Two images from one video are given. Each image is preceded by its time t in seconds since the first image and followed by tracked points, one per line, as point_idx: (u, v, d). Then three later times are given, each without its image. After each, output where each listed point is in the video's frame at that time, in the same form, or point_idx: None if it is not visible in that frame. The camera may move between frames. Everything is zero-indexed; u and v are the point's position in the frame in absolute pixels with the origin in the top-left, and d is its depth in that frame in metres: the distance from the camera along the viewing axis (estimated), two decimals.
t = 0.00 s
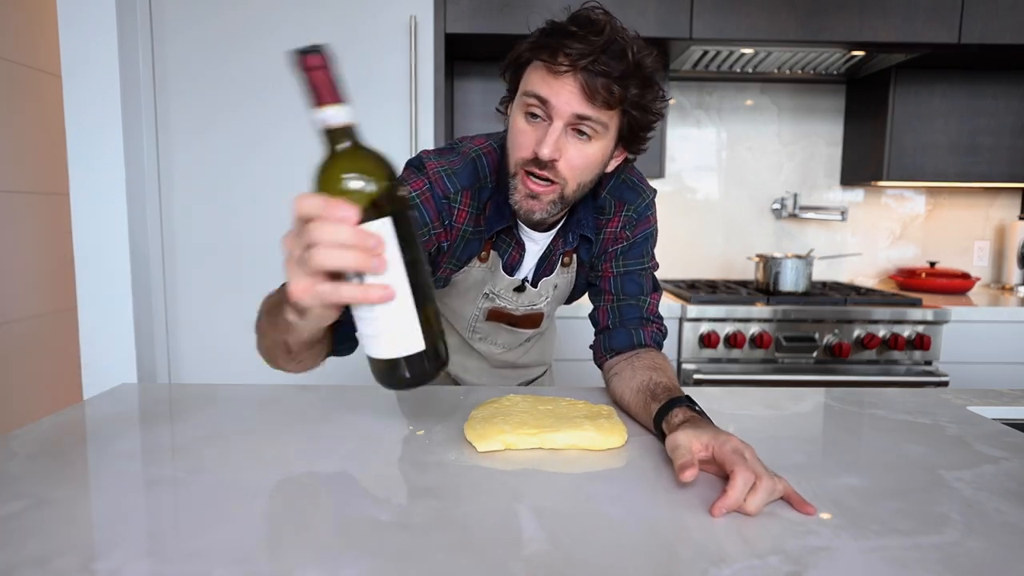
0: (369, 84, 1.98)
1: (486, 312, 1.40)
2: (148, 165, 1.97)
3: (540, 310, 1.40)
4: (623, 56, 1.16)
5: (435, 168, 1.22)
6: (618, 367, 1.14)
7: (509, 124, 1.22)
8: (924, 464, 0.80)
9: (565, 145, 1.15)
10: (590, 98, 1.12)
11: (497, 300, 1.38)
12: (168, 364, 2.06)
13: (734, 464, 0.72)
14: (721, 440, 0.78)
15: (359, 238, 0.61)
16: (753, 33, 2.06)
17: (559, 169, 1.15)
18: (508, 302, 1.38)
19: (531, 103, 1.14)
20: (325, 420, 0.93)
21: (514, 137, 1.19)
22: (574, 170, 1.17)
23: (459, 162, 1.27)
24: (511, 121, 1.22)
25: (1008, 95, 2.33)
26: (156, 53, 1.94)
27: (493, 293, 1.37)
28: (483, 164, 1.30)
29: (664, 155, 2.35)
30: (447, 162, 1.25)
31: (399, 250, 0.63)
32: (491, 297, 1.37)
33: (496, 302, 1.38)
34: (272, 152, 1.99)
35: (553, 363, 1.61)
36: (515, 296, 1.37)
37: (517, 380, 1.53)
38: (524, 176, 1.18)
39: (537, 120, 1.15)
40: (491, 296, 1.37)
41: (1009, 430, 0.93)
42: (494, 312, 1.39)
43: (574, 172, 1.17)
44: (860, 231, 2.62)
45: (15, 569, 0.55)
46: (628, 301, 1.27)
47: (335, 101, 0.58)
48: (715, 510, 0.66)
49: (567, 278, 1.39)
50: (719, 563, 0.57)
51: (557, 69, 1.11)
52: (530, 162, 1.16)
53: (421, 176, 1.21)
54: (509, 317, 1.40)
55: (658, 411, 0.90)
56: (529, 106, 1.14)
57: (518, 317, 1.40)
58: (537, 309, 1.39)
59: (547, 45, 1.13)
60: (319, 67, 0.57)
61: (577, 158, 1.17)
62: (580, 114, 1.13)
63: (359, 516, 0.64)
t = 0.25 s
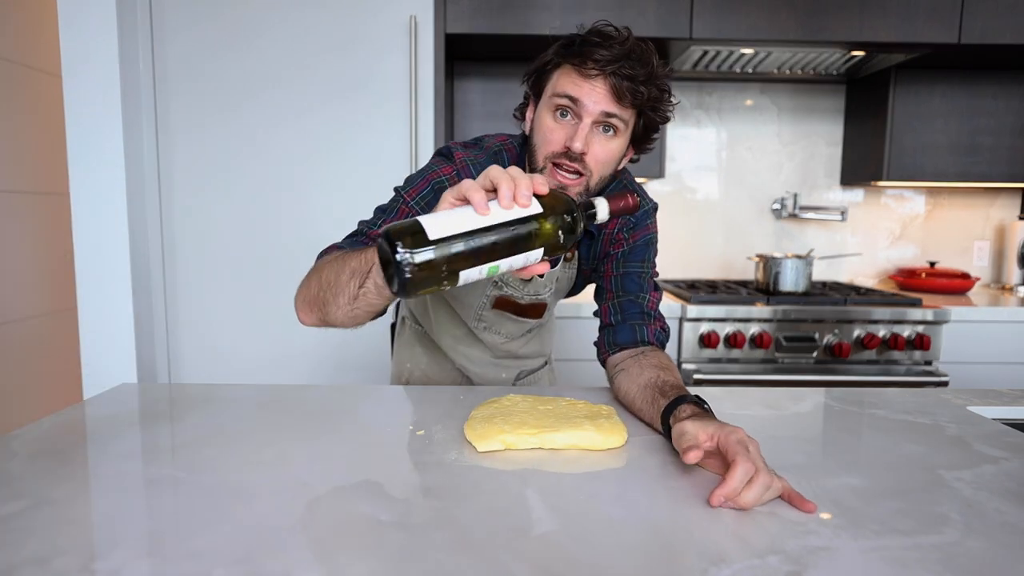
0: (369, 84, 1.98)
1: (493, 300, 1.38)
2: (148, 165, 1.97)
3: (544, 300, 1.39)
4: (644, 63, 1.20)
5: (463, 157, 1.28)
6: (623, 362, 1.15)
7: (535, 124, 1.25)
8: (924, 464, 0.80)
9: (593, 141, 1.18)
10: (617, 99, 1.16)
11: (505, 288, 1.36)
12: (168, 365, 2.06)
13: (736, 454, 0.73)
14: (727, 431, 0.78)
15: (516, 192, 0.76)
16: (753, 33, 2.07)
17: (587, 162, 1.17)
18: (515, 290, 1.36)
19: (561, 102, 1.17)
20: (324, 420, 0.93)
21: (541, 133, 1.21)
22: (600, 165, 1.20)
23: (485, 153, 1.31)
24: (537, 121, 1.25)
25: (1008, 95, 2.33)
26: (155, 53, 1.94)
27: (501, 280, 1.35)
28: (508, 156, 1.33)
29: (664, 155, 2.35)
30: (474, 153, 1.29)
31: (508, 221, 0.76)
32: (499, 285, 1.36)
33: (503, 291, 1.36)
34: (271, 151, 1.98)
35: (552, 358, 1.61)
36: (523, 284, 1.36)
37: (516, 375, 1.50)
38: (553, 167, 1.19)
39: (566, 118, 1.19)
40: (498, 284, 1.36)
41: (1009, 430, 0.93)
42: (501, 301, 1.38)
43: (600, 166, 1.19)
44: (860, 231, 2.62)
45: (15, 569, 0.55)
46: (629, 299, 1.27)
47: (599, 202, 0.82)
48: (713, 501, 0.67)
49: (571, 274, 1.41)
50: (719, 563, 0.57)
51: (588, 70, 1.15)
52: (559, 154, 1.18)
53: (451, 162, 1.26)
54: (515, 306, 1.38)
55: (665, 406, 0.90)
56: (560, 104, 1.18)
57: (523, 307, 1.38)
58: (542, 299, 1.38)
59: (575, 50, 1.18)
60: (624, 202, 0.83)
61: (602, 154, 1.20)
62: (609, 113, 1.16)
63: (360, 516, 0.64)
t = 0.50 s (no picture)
0: (369, 83, 1.98)
1: (490, 297, 1.38)
2: (148, 165, 1.97)
3: (540, 299, 1.39)
4: (647, 77, 1.21)
5: (474, 155, 1.28)
6: (620, 355, 1.16)
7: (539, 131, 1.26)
8: (924, 464, 0.80)
9: (593, 148, 1.18)
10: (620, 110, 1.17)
11: (502, 285, 1.36)
12: (168, 365, 2.06)
13: (737, 444, 0.75)
14: (724, 423, 0.81)
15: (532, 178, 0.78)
16: (753, 33, 2.06)
17: (587, 168, 1.18)
18: (512, 287, 1.36)
19: (565, 110, 1.18)
20: (324, 420, 0.93)
21: (544, 138, 1.22)
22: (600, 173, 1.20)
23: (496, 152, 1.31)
24: (541, 126, 1.25)
25: (1008, 95, 2.33)
26: (155, 52, 1.94)
27: (499, 277, 1.35)
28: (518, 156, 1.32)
29: (664, 155, 2.35)
30: (483, 151, 1.29)
31: (524, 201, 0.78)
32: (497, 282, 1.36)
33: (501, 288, 1.37)
34: (271, 151, 1.98)
35: (547, 359, 1.61)
36: (520, 282, 1.36)
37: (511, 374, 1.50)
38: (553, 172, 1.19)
39: (569, 125, 1.19)
40: (497, 280, 1.36)
41: (1009, 430, 0.93)
42: (498, 298, 1.38)
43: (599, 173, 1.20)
44: (860, 231, 2.62)
45: (15, 569, 0.55)
46: (623, 296, 1.27)
47: (600, 178, 0.83)
48: (728, 497, 0.69)
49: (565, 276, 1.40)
50: (719, 563, 0.57)
51: (592, 80, 1.16)
52: (559, 159, 1.18)
53: (463, 157, 1.27)
54: (512, 303, 1.38)
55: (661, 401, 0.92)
56: (563, 110, 1.18)
57: (519, 305, 1.38)
58: (537, 298, 1.38)
59: (580, 61, 1.19)
60: (624, 176, 0.84)
61: (602, 161, 1.20)
62: (611, 122, 1.17)
63: (360, 516, 0.64)
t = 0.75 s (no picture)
0: (369, 83, 1.98)
1: (487, 296, 1.38)
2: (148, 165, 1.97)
3: (537, 298, 1.39)
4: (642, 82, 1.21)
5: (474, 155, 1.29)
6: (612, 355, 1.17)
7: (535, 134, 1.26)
8: (924, 464, 0.80)
9: (589, 151, 1.19)
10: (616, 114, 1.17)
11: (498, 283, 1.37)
12: (168, 365, 2.06)
13: (726, 438, 0.78)
14: (711, 418, 0.83)
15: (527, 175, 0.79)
16: (753, 33, 2.07)
17: (583, 170, 1.18)
18: (508, 286, 1.37)
19: (562, 112, 1.18)
20: (324, 420, 0.93)
21: (540, 140, 1.22)
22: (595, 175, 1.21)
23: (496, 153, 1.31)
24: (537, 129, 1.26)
25: (1008, 95, 2.33)
26: (155, 53, 1.94)
27: (496, 275, 1.36)
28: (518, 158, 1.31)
29: (664, 155, 2.35)
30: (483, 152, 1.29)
31: (518, 198, 0.78)
32: (494, 280, 1.36)
33: (498, 286, 1.37)
34: (271, 151, 1.99)
35: (545, 359, 1.61)
36: (516, 281, 1.36)
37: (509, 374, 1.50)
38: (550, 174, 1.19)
39: (566, 128, 1.19)
40: (494, 279, 1.36)
41: (1009, 430, 0.93)
42: (495, 297, 1.38)
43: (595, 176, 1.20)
44: (860, 231, 2.62)
45: (14, 569, 0.55)
46: (619, 294, 1.27)
47: (592, 178, 0.83)
48: (725, 488, 0.70)
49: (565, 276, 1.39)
50: (719, 563, 0.57)
51: (588, 84, 1.16)
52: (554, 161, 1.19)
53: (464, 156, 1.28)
54: (508, 302, 1.38)
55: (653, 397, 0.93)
56: (559, 113, 1.18)
57: (516, 304, 1.38)
58: (534, 297, 1.39)
59: (577, 65, 1.19)
60: (617, 177, 0.84)
61: (598, 164, 1.20)
62: (607, 125, 1.17)
63: (359, 516, 0.64)
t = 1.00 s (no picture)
0: (368, 83, 1.98)
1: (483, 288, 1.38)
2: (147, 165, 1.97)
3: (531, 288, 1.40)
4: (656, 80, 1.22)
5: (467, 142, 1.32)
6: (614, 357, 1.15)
7: (547, 131, 1.24)
8: (924, 464, 0.80)
9: (605, 154, 1.20)
10: (635, 119, 1.18)
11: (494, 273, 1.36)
12: (168, 364, 2.06)
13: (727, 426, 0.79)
14: (722, 406, 0.83)
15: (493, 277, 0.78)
16: (753, 33, 2.07)
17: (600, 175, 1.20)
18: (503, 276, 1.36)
19: (581, 117, 1.17)
20: (324, 420, 0.93)
21: (555, 141, 1.21)
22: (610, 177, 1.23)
23: (490, 142, 1.34)
24: (548, 127, 1.24)
25: (1008, 95, 2.33)
26: (155, 53, 1.94)
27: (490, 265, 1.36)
28: (510, 148, 1.33)
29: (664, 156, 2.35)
30: (477, 141, 1.32)
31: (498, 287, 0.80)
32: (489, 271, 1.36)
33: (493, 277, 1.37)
34: (271, 151, 1.99)
35: (536, 355, 1.61)
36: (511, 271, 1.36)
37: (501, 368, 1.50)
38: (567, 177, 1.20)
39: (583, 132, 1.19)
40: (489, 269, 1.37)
41: (1009, 430, 0.93)
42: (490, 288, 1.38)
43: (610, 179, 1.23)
44: (860, 231, 2.62)
45: (15, 569, 0.55)
46: (618, 294, 1.27)
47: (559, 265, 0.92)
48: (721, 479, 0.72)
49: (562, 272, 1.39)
50: (719, 563, 0.57)
51: (609, 89, 1.15)
52: (572, 165, 1.19)
53: (456, 145, 1.31)
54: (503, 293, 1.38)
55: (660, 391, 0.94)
56: (577, 117, 1.17)
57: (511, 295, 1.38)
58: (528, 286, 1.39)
59: (595, 65, 1.17)
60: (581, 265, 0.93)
61: (613, 166, 1.23)
62: (626, 131, 1.18)
63: (360, 516, 0.64)
